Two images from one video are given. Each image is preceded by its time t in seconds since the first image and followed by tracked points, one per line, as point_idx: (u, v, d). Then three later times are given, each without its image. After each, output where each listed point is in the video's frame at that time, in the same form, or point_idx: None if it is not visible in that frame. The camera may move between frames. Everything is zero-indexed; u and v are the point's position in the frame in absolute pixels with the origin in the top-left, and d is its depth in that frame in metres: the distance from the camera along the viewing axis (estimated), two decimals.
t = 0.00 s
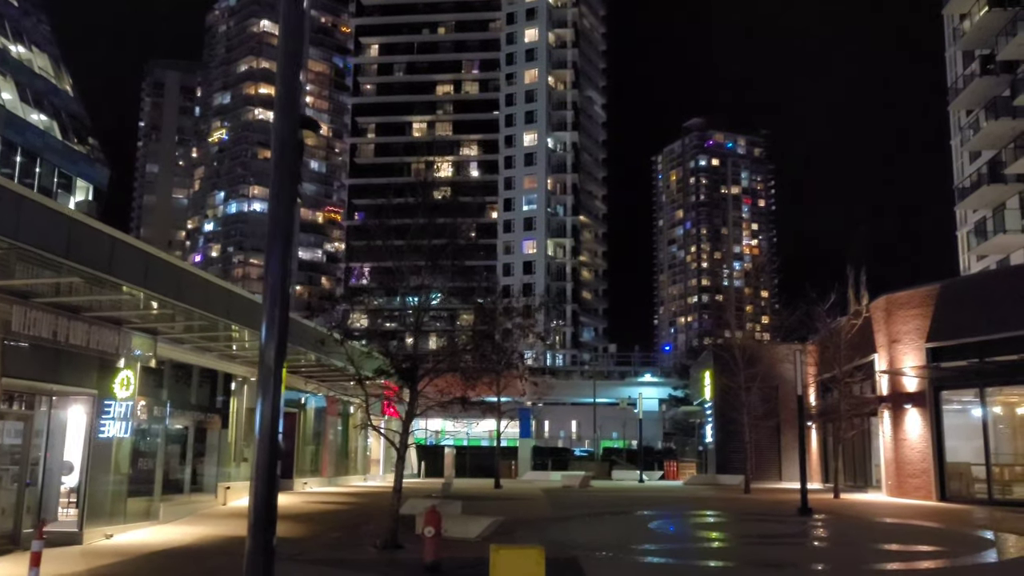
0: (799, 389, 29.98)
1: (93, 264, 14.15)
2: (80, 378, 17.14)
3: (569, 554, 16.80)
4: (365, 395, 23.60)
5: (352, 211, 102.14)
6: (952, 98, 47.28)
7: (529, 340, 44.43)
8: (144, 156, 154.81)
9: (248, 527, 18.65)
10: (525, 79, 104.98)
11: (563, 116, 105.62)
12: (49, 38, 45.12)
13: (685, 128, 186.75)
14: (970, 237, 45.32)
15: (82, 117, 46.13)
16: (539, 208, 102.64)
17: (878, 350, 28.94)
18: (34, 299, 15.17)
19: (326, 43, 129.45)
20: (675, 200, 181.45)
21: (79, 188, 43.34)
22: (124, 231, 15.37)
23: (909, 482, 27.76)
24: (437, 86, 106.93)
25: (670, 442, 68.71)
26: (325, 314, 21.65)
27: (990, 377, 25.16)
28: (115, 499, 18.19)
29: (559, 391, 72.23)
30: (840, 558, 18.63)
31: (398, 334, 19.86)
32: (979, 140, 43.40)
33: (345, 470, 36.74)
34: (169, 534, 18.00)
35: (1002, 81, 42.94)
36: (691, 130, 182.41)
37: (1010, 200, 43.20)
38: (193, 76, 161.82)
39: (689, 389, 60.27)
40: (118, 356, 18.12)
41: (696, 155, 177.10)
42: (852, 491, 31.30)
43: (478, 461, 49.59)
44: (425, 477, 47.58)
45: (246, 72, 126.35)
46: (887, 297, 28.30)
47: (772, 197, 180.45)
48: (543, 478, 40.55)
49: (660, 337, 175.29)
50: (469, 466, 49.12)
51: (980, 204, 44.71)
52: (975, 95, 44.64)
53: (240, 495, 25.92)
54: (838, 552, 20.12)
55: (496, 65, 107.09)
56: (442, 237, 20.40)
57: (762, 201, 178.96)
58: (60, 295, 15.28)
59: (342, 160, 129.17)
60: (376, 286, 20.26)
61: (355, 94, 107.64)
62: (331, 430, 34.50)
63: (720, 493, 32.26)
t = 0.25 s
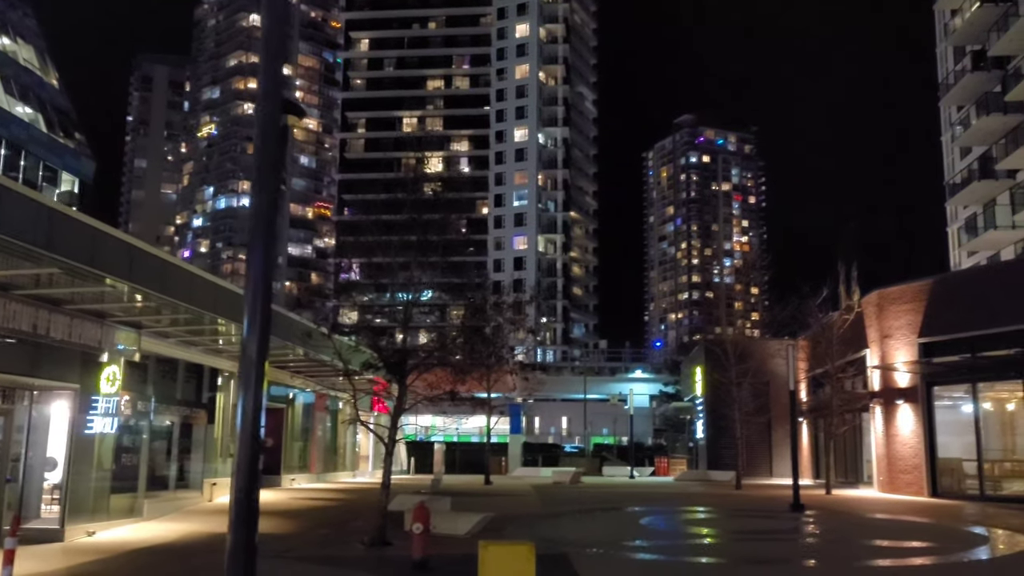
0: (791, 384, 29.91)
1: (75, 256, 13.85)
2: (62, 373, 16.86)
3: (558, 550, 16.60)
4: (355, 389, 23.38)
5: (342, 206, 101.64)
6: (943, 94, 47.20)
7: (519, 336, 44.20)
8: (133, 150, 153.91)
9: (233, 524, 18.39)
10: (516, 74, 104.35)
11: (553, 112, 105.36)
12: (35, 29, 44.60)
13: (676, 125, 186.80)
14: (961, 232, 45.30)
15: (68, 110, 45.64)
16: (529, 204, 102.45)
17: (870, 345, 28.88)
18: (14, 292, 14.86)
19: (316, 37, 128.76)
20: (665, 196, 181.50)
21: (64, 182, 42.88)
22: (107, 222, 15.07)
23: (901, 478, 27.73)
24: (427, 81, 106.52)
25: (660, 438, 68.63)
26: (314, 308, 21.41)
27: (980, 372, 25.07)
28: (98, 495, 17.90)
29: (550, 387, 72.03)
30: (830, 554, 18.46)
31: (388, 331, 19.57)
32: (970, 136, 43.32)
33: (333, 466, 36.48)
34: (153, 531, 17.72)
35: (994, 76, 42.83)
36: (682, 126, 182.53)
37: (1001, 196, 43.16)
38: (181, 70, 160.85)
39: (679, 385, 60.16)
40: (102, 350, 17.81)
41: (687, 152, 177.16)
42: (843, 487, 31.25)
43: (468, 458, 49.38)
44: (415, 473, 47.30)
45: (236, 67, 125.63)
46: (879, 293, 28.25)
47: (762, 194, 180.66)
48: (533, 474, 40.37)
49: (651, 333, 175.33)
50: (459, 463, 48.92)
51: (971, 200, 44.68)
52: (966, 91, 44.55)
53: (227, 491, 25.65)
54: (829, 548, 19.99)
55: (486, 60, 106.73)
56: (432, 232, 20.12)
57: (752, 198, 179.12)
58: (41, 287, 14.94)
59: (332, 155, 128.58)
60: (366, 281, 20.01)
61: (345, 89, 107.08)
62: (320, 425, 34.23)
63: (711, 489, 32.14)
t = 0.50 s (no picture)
0: (775, 382, 29.85)
1: (49, 250, 13.50)
2: (36, 370, 16.51)
3: (540, 551, 16.39)
4: (335, 387, 23.10)
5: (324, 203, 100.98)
6: (926, 93, 47.30)
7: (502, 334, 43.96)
8: (112, 146, 152.67)
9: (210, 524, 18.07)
10: (499, 72, 104.25)
11: (537, 109, 105.22)
12: (11, 21, 43.88)
13: (659, 123, 187.21)
14: (942, 231, 45.47)
15: (45, 103, 44.99)
16: (512, 201, 102.25)
17: (853, 344, 28.93)
18: None
19: (298, 33, 127.95)
20: (649, 194, 181.78)
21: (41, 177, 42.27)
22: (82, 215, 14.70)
23: (884, 476, 27.75)
24: (410, 77, 106.08)
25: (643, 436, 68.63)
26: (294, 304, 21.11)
27: (961, 370, 25.13)
28: (71, 494, 17.51)
29: (533, 385, 71.86)
30: (814, 554, 18.34)
31: (370, 328, 19.28)
32: (951, 135, 43.51)
33: (314, 464, 36.15)
34: (128, 530, 17.35)
35: (975, 76, 42.99)
36: (665, 125, 182.96)
37: (982, 195, 43.39)
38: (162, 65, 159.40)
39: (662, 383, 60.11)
40: (77, 348, 17.45)
41: (670, 150, 177.64)
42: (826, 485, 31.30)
43: (450, 456, 49.16)
44: (396, 471, 46.96)
45: (217, 62, 124.63)
46: (863, 291, 28.25)
47: (744, 193, 181.25)
48: (515, 472, 40.19)
49: (633, 331, 175.51)
50: (441, 461, 48.70)
51: (952, 199, 44.89)
52: (948, 90, 44.73)
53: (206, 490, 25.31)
54: (813, 547, 19.90)
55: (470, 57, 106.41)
56: (416, 229, 19.83)
57: (734, 197, 179.65)
58: (13, 281, 14.57)
59: (314, 151, 127.81)
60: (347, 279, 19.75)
61: (327, 85, 106.49)
62: (300, 423, 33.89)
63: (694, 487, 32.07)
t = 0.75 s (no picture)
0: (751, 380, 29.84)
1: (11, 241, 13.01)
2: None
3: (515, 549, 16.13)
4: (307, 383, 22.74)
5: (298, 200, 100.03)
6: (900, 94, 47.61)
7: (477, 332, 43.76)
8: (82, 141, 150.64)
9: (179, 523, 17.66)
10: (475, 69, 104.21)
11: (513, 107, 105.09)
12: None
13: (634, 123, 187.82)
14: (916, 231, 45.78)
15: (12, 95, 44.09)
16: (488, 199, 102.03)
17: (829, 342, 28.98)
18: None
19: (273, 28, 126.49)
20: (624, 194, 182.18)
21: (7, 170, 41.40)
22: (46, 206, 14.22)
23: (858, 473, 27.82)
24: (386, 74, 105.38)
25: (619, 434, 68.64)
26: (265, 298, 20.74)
27: (936, 368, 25.20)
28: (34, 493, 17.02)
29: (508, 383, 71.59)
30: (788, 551, 18.22)
31: (344, 325, 18.95)
32: (924, 136, 43.82)
33: (286, 463, 35.69)
34: (93, 530, 16.90)
35: (948, 77, 43.29)
36: (641, 124, 183.62)
37: (954, 195, 43.71)
38: (134, 59, 157.42)
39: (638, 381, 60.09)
40: (40, 343, 16.95)
41: (645, 150, 178.22)
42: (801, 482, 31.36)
43: (425, 454, 48.86)
44: (370, 469, 46.56)
45: (189, 56, 123.19)
46: (838, 289, 28.31)
47: (719, 193, 182.14)
48: (491, 471, 39.93)
49: (608, 330, 175.80)
50: (415, 459, 48.35)
51: (925, 198, 45.20)
52: (921, 91, 45.04)
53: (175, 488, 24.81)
54: (787, 544, 19.83)
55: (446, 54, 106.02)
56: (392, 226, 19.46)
57: (709, 197, 180.52)
58: None
59: (288, 148, 126.71)
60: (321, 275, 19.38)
61: (302, 81, 105.70)
62: (272, 421, 33.43)
63: (670, 485, 31.97)
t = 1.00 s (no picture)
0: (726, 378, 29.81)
1: None
2: None
3: (487, 549, 15.83)
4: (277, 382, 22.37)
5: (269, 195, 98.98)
6: (872, 94, 47.89)
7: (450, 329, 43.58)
8: (48, 134, 148.17)
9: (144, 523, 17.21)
10: (449, 66, 104.04)
11: (486, 104, 104.41)
12: None
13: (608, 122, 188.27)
14: (886, 230, 46.12)
15: None
16: (461, 196, 101.84)
17: (802, 340, 29.04)
18: None
19: (244, 22, 125.46)
20: (597, 192, 182.47)
21: None
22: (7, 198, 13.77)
23: (832, 472, 27.87)
24: (359, 69, 104.79)
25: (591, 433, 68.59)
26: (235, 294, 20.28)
27: (909, 367, 25.31)
28: None
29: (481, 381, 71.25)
30: (762, 551, 18.06)
31: (316, 323, 18.58)
32: (895, 136, 44.11)
33: (256, 462, 35.17)
34: (54, 531, 16.42)
35: (919, 77, 43.60)
36: (614, 123, 184.10)
37: (925, 195, 44.03)
38: (102, 52, 155.11)
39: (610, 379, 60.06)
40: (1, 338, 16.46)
41: (618, 149, 178.88)
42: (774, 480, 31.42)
43: (396, 452, 48.45)
44: (341, 468, 46.10)
45: (159, 50, 121.49)
46: (811, 288, 28.42)
47: (691, 192, 182.97)
48: (463, 469, 39.65)
49: (581, 329, 175.98)
50: (387, 458, 48.00)
51: (896, 198, 45.51)
52: (893, 91, 45.33)
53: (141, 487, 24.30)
54: (760, 543, 19.71)
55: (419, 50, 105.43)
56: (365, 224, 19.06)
57: (681, 196, 181.29)
58: None
59: (259, 143, 125.37)
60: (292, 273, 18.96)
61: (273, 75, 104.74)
62: (241, 419, 32.92)
63: (643, 484, 31.87)
